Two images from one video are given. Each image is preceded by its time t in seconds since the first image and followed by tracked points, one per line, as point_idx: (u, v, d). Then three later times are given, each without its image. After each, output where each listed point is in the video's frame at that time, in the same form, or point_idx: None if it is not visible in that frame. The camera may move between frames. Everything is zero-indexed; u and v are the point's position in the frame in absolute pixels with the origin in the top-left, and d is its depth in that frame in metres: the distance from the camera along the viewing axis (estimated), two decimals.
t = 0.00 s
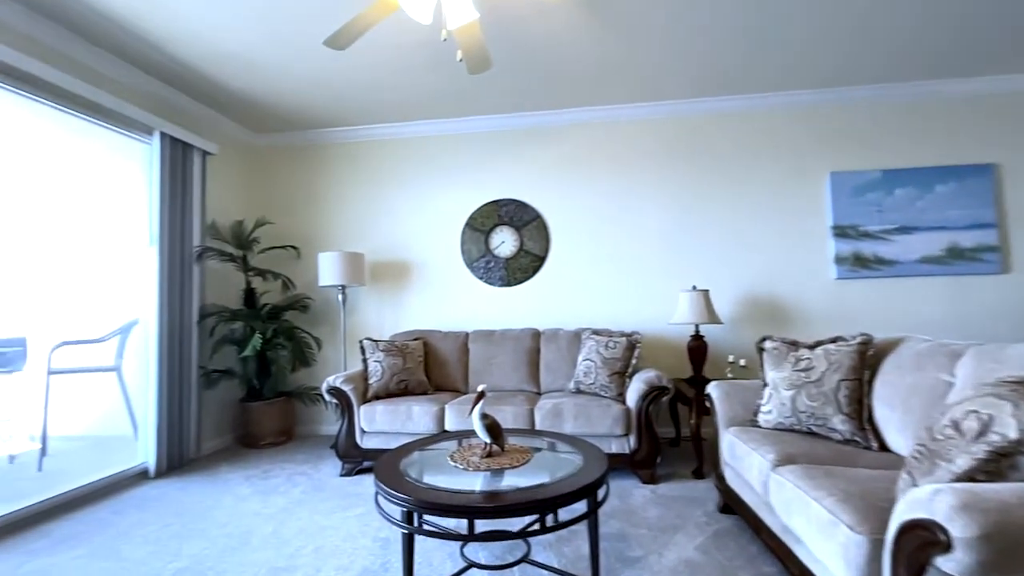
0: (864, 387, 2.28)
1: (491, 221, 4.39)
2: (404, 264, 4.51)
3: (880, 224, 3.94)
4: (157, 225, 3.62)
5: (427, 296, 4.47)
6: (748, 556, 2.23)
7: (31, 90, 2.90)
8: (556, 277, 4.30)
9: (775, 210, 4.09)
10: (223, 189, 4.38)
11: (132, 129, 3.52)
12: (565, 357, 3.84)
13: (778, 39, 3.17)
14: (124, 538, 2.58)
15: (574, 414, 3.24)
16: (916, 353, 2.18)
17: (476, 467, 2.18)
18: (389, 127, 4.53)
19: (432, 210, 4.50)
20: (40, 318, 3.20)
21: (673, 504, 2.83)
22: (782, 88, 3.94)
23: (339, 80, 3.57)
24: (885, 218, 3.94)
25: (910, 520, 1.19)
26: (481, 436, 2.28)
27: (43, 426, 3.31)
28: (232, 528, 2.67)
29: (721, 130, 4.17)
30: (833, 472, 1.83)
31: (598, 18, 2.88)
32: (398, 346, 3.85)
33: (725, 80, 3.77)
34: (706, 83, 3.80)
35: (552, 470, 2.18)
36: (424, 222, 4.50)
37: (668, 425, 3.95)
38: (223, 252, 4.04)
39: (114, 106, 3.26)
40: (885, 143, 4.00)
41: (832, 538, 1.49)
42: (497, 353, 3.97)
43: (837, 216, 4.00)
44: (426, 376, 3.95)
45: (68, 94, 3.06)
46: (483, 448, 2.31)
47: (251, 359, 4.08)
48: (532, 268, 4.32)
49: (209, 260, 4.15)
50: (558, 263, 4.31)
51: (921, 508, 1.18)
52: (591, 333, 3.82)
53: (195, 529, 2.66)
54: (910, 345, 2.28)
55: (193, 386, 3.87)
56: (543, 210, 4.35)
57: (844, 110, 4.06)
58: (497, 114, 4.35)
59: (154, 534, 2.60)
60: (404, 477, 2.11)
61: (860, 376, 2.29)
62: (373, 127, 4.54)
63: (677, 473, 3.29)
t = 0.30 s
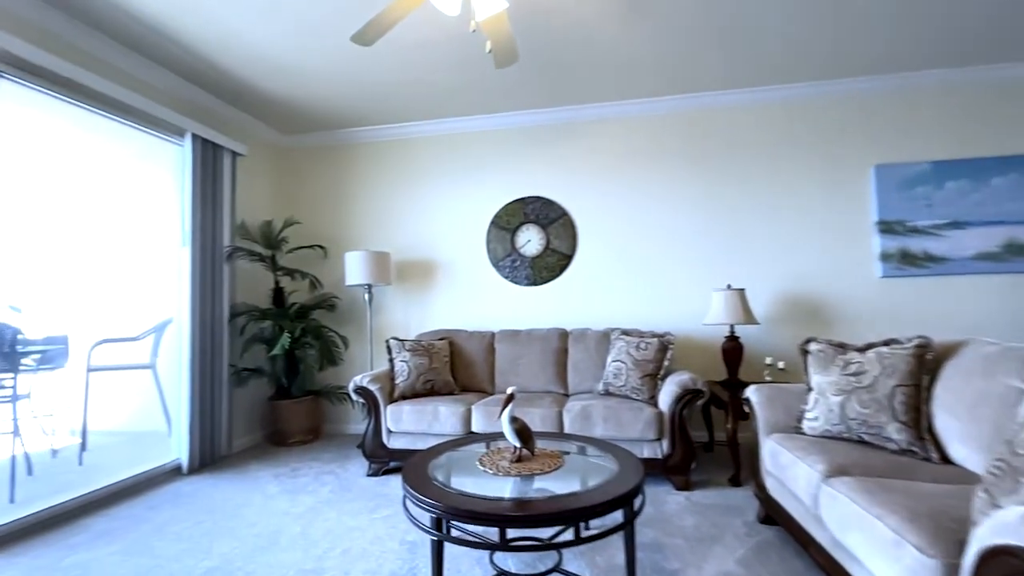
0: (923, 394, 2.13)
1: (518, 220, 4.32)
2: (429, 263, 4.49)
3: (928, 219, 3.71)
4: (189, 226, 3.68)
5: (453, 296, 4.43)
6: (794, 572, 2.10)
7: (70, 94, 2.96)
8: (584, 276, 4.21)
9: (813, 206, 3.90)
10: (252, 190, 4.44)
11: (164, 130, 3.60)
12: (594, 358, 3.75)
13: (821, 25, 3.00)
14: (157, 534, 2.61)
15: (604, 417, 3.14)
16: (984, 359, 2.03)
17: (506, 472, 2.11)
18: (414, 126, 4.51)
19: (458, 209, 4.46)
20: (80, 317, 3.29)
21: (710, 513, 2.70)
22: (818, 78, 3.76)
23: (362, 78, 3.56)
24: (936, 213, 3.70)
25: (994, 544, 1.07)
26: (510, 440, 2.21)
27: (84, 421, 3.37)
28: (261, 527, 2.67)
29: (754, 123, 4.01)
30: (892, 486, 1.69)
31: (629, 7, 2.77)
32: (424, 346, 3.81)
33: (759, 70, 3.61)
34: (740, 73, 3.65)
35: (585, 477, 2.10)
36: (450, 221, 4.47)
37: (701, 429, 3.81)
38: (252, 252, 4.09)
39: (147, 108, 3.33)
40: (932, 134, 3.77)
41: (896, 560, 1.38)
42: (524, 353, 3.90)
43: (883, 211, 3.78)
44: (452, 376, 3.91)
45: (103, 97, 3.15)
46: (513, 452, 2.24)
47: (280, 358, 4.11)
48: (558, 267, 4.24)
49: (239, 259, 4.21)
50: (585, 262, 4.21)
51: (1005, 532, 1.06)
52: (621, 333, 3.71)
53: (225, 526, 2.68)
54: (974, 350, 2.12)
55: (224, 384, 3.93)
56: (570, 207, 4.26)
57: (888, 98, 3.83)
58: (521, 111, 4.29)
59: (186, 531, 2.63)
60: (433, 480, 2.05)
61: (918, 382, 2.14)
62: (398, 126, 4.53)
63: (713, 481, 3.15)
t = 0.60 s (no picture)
0: (995, 404, 1.96)
1: (546, 217, 4.23)
2: (456, 262, 4.43)
3: (955, 218, 3.50)
4: (220, 226, 3.71)
5: (479, 294, 4.37)
6: None
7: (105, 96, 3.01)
8: (614, 275, 4.09)
9: (834, 202, 3.72)
10: (281, 190, 4.47)
11: (196, 132, 3.67)
12: (626, 359, 3.62)
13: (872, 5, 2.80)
14: (189, 533, 2.62)
15: (639, 421, 3.02)
16: None
17: (540, 480, 2.02)
18: (441, 123, 4.47)
19: (485, 206, 4.39)
20: (116, 317, 3.33)
21: (753, 526, 2.55)
22: (836, 66, 3.57)
23: (387, 73, 3.51)
24: (998, 205, 3.43)
25: None
26: (543, 446, 2.11)
27: (122, 417, 3.43)
28: (290, 528, 2.66)
29: (788, 114, 3.81)
30: (969, 506, 1.53)
31: None
32: (451, 346, 3.75)
33: (781, 58, 3.43)
34: (770, 62, 3.48)
35: (623, 487, 1.99)
36: (477, 219, 4.40)
37: (740, 435, 3.64)
38: (282, 251, 4.11)
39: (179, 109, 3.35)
40: (960, 125, 3.54)
41: None
42: (553, 354, 3.80)
43: (937, 204, 3.53)
44: (480, 377, 3.84)
45: (135, 97, 3.18)
46: (546, 459, 2.15)
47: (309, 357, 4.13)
48: (588, 265, 4.13)
49: (269, 259, 4.24)
50: (615, 260, 4.09)
51: None
52: (655, 334, 3.57)
53: (255, 526, 2.68)
54: None
55: (255, 383, 3.96)
56: (600, 204, 4.14)
57: (912, 87, 3.62)
58: (547, 106, 4.20)
59: (217, 530, 2.63)
60: (464, 487, 1.97)
61: (990, 391, 1.96)
62: (424, 124, 4.49)
63: (753, 490, 2.99)
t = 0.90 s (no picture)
0: None
1: (578, 214, 4.11)
2: (487, 261, 4.36)
3: (967, 217, 3.32)
4: (254, 226, 3.73)
5: (510, 294, 4.29)
6: None
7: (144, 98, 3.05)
8: (650, 274, 3.94)
9: (842, 199, 3.55)
10: (313, 190, 4.49)
11: (230, 133, 3.69)
12: (663, 362, 3.48)
13: None
14: (224, 532, 2.63)
15: (679, 428, 2.87)
16: None
17: (581, 490, 1.91)
18: (470, 120, 4.40)
19: (516, 204, 4.30)
20: (156, 316, 3.43)
21: (806, 543, 2.38)
22: (843, 57, 3.40)
23: (415, 69, 3.47)
24: None
25: None
26: (582, 455, 2.01)
27: (162, 412, 3.54)
28: (322, 530, 2.63)
29: (839, 102, 3.57)
30: None
31: None
32: (482, 347, 3.68)
33: (832, 44, 3.22)
34: (820, 48, 3.26)
35: (669, 501, 1.86)
36: (507, 217, 4.32)
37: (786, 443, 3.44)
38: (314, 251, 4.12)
39: (211, 109, 3.38)
40: (976, 118, 3.32)
41: None
42: (587, 356, 3.69)
43: (1009, 197, 3.23)
44: (511, 378, 3.75)
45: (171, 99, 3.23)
46: (585, 468, 2.04)
47: (340, 357, 4.13)
48: (622, 264, 4.00)
49: (302, 258, 4.26)
50: (651, 258, 3.95)
51: None
52: (694, 336, 3.41)
53: (287, 527, 2.67)
54: None
55: (288, 382, 3.98)
56: (636, 200, 4.00)
57: (925, 78, 3.42)
58: (579, 99, 4.08)
59: (250, 531, 2.63)
60: (500, 497, 1.89)
61: None
62: (454, 121, 4.43)
63: (802, 503, 2.81)
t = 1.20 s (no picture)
0: None
1: (615, 212, 3.98)
2: (521, 261, 4.28)
3: (982, 219, 3.14)
4: (289, 228, 3.76)
5: (543, 294, 4.19)
6: None
7: (185, 103, 3.10)
8: (691, 273, 3.77)
9: (837, 199, 3.44)
10: (348, 191, 4.50)
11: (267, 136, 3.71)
12: (707, 366, 3.31)
13: None
14: (261, 533, 2.63)
15: (727, 436, 2.71)
16: None
17: (627, 505, 1.79)
18: (502, 117, 4.34)
19: (550, 203, 4.21)
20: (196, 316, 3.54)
21: (872, 566, 2.19)
22: (883, 42, 3.20)
23: (444, 67, 3.43)
24: None
25: None
26: (627, 466, 1.89)
27: (204, 409, 3.70)
28: (357, 534, 2.60)
29: (899, 88, 3.33)
30: None
31: None
32: (517, 349, 3.59)
33: (894, 24, 2.98)
34: (880, 29, 3.03)
35: (724, 520, 1.73)
36: (541, 216, 4.23)
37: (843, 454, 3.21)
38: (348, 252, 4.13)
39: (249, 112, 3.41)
40: (977, 114, 3.17)
41: None
42: (625, 359, 3.55)
43: None
44: (546, 381, 3.66)
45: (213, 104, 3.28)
46: (630, 481, 1.92)
47: (374, 358, 4.12)
48: (661, 263, 3.84)
49: (336, 259, 4.28)
50: (692, 257, 3.78)
51: None
52: (741, 339, 3.23)
53: (323, 529, 2.66)
54: None
55: (323, 382, 4.01)
56: (676, 197, 3.84)
57: (923, 72, 3.28)
58: (615, 93, 3.95)
59: (287, 533, 2.62)
60: (541, 510, 1.80)
61: None
62: (486, 118, 4.38)
63: (863, 521, 2.60)
